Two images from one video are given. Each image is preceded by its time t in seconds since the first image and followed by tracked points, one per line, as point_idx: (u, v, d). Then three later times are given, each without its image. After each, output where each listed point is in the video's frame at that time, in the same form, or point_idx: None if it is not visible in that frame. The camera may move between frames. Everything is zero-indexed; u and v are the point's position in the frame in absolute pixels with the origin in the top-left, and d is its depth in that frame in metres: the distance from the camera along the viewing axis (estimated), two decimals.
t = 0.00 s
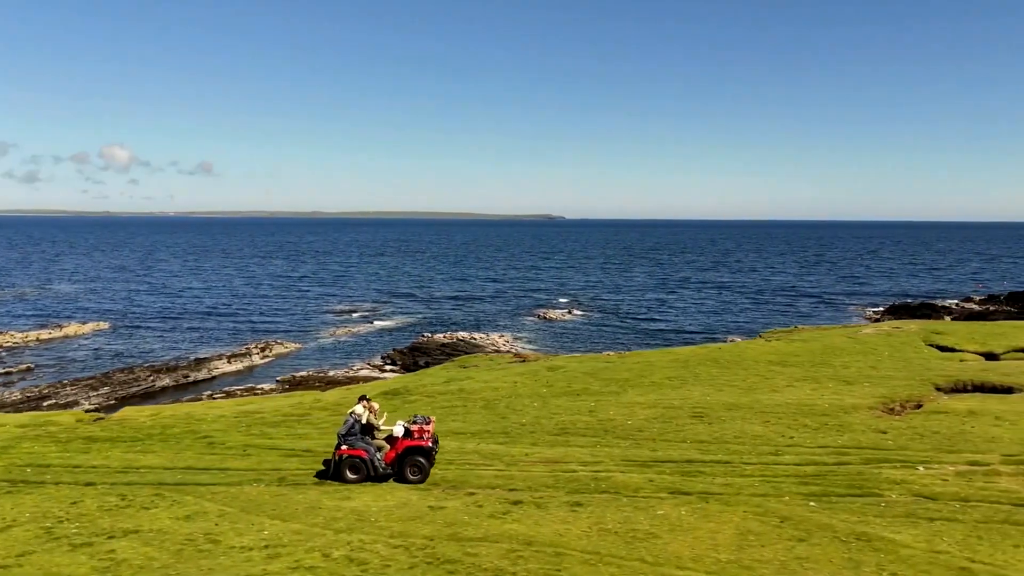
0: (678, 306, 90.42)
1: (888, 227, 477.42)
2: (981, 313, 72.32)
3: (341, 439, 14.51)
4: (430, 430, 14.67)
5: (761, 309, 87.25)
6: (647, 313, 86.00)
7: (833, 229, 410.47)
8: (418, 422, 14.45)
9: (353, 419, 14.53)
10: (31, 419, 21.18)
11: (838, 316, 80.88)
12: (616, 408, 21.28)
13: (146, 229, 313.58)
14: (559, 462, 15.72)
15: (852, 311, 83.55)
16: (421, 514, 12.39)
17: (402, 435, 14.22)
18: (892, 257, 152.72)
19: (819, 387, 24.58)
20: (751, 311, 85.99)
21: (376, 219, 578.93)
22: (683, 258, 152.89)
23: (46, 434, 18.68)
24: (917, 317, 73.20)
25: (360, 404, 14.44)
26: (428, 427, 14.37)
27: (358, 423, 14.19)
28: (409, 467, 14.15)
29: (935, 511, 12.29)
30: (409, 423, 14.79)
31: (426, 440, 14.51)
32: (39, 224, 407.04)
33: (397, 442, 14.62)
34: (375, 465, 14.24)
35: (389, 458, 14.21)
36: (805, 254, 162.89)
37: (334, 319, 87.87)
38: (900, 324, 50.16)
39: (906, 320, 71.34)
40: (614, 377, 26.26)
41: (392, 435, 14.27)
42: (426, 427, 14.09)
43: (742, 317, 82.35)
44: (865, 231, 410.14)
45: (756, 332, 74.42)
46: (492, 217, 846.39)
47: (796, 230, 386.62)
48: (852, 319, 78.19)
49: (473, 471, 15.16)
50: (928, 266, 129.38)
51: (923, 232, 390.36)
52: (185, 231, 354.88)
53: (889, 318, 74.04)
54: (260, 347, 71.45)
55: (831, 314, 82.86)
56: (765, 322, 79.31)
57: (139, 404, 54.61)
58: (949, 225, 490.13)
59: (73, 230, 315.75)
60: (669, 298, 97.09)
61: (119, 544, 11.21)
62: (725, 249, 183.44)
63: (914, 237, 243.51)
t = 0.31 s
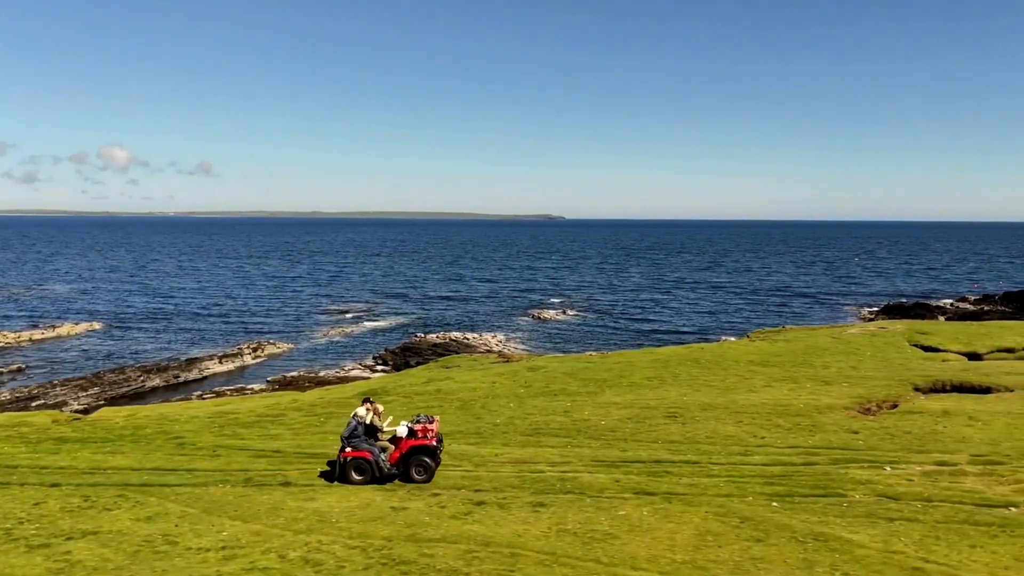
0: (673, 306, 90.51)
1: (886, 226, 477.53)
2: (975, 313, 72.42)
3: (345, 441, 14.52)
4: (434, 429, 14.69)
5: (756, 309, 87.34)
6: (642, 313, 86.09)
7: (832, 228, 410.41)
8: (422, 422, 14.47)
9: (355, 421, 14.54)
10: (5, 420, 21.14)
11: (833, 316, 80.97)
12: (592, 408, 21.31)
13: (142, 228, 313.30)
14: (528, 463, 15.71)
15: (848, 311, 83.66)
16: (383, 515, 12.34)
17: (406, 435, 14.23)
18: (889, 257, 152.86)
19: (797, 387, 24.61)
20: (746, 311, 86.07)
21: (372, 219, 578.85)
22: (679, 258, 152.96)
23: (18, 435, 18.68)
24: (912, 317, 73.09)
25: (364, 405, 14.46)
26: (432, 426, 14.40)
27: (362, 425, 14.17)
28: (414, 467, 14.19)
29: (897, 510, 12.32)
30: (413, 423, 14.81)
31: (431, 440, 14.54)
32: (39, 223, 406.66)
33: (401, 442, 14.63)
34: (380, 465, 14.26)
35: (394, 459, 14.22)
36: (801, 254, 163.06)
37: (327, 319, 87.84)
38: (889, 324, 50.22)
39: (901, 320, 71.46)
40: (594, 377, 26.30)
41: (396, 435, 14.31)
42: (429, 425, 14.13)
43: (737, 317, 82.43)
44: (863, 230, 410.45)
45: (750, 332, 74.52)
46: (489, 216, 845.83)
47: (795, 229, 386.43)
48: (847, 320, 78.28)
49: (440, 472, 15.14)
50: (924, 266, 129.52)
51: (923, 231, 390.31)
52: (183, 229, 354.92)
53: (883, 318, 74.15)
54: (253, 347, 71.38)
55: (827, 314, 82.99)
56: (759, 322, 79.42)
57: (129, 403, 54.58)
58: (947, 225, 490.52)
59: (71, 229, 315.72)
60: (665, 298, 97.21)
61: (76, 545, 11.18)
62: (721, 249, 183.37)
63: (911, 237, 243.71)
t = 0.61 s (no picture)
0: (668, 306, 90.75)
1: (882, 227, 478.77)
2: (970, 313, 72.65)
3: (349, 442, 14.49)
4: (438, 431, 14.69)
5: (751, 309, 87.57)
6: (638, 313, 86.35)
7: (829, 228, 411.47)
8: (426, 422, 14.49)
9: (359, 421, 14.50)
10: None
11: (829, 316, 81.18)
12: (570, 408, 21.34)
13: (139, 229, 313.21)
14: (500, 463, 15.73)
15: (845, 311, 83.93)
16: (349, 515, 12.31)
17: (410, 435, 14.23)
18: (886, 257, 153.26)
19: (776, 387, 24.66)
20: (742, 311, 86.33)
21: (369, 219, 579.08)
22: (676, 258, 153.20)
23: None
24: (905, 317, 73.21)
25: (369, 406, 14.47)
26: (436, 426, 14.40)
27: (366, 426, 14.15)
28: (419, 467, 14.16)
29: (863, 510, 12.38)
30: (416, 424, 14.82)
31: (435, 440, 14.55)
32: (37, 224, 406.41)
33: (405, 443, 14.61)
34: (385, 466, 14.23)
35: (399, 459, 14.19)
36: (795, 253, 163.44)
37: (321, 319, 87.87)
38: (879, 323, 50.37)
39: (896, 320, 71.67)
40: (575, 377, 26.36)
41: (401, 435, 14.31)
42: (434, 426, 14.12)
43: (732, 318, 82.66)
44: (860, 230, 411.46)
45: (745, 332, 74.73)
46: (485, 217, 846.08)
47: (791, 229, 387.28)
48: (843, 320, 78.51)
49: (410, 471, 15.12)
50: (920, 266, 129.92)
51: (920, 231, 391.44)
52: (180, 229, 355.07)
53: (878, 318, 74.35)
54: (245, 348, 71.36)
55: (823, 314, 83.31)
56: (754, 323, 79.64)
57: (120, 403, 54.57)
58: (943, 225, 491.72)
59: (68, 229, 315.90)
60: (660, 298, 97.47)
61: (37, 546, 11.16)
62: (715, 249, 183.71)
63: (907, 237, 244.27)
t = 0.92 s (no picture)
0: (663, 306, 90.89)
1: (880, 226, 479.18)
2: (964, 313, 72.75)
3: (354, 441, 14.47)
4: (443, 430, 14.65)
5: (746, 309, 87.70)
6: (633, 314, 86.47)
7: (828, 228, 411.81)
8: (431, 422, 14.44)
9: (364, 420, 14.45)
10: None
11: (824, 316, 81.31)
12: (547, 408, 21.32)
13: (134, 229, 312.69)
14: (472, 463, 15.74)
15: (840, 311, 84.07)
16: (314, 515, 12.31)
17: (415, 435, 14.19)
18: (882, 257, 153.39)
19: (756, 387, 24.66)
20: (738, 311, 86.49)
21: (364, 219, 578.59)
22: (671, 258, 153.23)
23: None
24: (900, 317, 73.20)
25: (374, 405, 14.42)
26: (441, 427, 14.35)
27: (372, 425, 14.11)
28: (424, 467, 14.16)
29: (827, 510, 12.41)
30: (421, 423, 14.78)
31: (440, 439, 14.51)
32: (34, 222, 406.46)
33: (410, 442, 14.58)
34: (389, 466, 14.22)
35: (403, 459, 14.18)
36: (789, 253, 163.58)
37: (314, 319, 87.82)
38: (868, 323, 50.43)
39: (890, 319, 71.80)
40: (555, 377, 26.37)
41: (406, 435, 14.26)
42: (439, 426, 14.07)
43: (727, 318, 82.78)
44: (859, 229, 412.22)
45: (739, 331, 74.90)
46: (482, 216, 846.21)
47: (789, 228, 387.23)
48: (837, 320, 78.62)
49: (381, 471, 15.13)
50: (916, 266, 130.03)
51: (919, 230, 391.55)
52: (176, 228, 355.15)
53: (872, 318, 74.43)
54: (238, 347, 71.30)
55: (818, 314, 83.47)
56: (749, 322, 79.78)
57: (111, 403, 54.51)
58: (940, 224, 492.22)
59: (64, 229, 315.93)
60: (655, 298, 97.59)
61: None
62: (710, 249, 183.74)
63: (904, 237, 244.30)
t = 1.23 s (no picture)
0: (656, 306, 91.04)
1: (875, 226, 479.93)
2: (956, 313, 72.85)
3: (357, 440, 14.47)
4: (446, 429, 14.64)
5: (738, 309, 87.87)
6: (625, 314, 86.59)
7: (823, 227, 412.08)
8: (433, 421, 14.44)
9: (367, 420, 14.47)
10: None
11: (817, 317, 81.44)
12: (519, 408, 21.34)
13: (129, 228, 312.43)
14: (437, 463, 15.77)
15: (833, 311, 84.17)
16: (271, 515, 12.32)
17: (418, 433, 14.19)
18: (876, 257, 153.53)
19: (731, 386, 24.70)
20: (730, 311, 86.63)
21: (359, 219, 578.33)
22: (665, 258, 153.31)
23: None
24: (891, 317, 73.31)
25: (377, 405, 14.43)
26: (443, 425, 14.32)
27: (375, 424, 14.13)
28: (426, 465, 14.16)
29: (783, 508, 12.46)
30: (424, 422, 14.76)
31: (443, 439, 14.50)
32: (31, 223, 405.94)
33: (413, 442, 14.57)
34: (392, 465, 14.19)
35: (406, 458, 14.18)
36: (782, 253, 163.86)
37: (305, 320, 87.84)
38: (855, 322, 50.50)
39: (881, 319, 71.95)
40: (532, 377, 26.40)
41: (408, 435, 14.24)
42: (440, 425, 14.07)
43: (719, 318, 82.88)
44: (854, 228, 412.46)
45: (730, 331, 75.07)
46: (476, 216, 845.91)
47: (785, 228, 387.68)
48: (829, 319, 78.73)
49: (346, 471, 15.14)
50: (909, 266, 130.19)
51: (914, 230, 391.99)
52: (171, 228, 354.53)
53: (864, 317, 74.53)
54: (229, 348, 71.28)
55: (811, 314, 83.61)
56: (741, 322, 79.91)
57: (99, 403, 54.52)
58: (935, 224, 492.93)
59: (60, 229, 315.89)
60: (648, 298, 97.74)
61: None
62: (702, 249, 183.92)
63: (898, 237, 244.64)
